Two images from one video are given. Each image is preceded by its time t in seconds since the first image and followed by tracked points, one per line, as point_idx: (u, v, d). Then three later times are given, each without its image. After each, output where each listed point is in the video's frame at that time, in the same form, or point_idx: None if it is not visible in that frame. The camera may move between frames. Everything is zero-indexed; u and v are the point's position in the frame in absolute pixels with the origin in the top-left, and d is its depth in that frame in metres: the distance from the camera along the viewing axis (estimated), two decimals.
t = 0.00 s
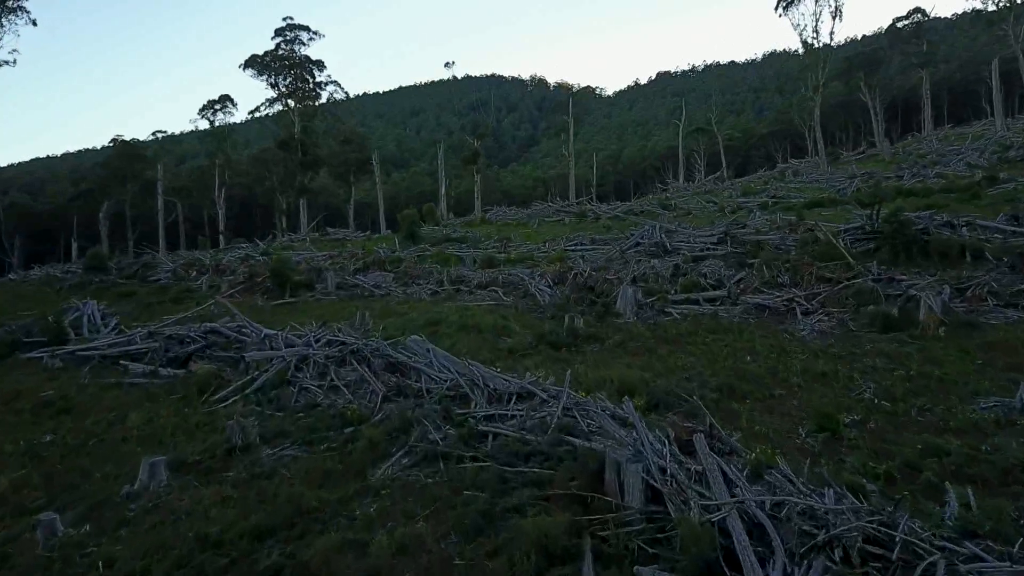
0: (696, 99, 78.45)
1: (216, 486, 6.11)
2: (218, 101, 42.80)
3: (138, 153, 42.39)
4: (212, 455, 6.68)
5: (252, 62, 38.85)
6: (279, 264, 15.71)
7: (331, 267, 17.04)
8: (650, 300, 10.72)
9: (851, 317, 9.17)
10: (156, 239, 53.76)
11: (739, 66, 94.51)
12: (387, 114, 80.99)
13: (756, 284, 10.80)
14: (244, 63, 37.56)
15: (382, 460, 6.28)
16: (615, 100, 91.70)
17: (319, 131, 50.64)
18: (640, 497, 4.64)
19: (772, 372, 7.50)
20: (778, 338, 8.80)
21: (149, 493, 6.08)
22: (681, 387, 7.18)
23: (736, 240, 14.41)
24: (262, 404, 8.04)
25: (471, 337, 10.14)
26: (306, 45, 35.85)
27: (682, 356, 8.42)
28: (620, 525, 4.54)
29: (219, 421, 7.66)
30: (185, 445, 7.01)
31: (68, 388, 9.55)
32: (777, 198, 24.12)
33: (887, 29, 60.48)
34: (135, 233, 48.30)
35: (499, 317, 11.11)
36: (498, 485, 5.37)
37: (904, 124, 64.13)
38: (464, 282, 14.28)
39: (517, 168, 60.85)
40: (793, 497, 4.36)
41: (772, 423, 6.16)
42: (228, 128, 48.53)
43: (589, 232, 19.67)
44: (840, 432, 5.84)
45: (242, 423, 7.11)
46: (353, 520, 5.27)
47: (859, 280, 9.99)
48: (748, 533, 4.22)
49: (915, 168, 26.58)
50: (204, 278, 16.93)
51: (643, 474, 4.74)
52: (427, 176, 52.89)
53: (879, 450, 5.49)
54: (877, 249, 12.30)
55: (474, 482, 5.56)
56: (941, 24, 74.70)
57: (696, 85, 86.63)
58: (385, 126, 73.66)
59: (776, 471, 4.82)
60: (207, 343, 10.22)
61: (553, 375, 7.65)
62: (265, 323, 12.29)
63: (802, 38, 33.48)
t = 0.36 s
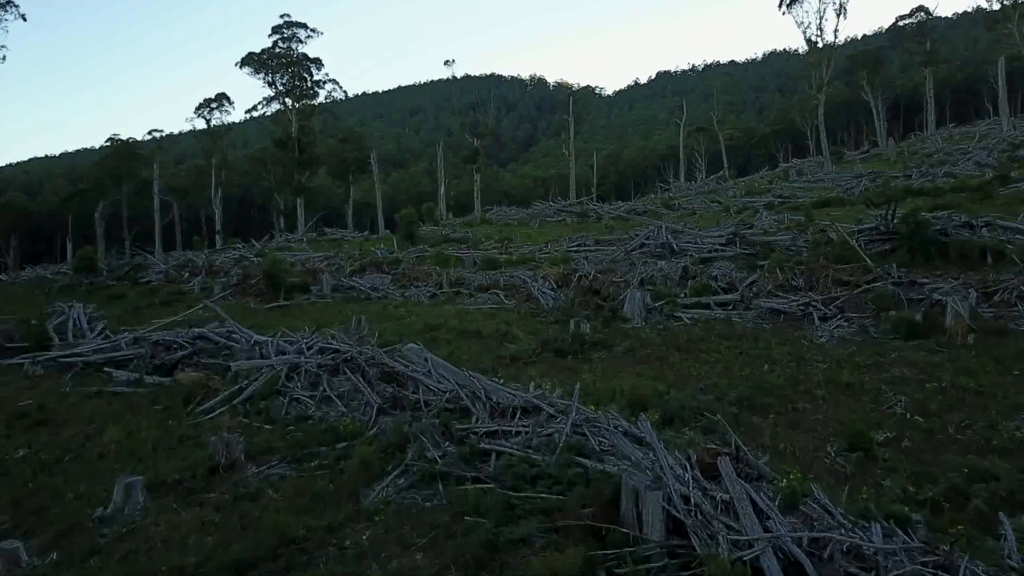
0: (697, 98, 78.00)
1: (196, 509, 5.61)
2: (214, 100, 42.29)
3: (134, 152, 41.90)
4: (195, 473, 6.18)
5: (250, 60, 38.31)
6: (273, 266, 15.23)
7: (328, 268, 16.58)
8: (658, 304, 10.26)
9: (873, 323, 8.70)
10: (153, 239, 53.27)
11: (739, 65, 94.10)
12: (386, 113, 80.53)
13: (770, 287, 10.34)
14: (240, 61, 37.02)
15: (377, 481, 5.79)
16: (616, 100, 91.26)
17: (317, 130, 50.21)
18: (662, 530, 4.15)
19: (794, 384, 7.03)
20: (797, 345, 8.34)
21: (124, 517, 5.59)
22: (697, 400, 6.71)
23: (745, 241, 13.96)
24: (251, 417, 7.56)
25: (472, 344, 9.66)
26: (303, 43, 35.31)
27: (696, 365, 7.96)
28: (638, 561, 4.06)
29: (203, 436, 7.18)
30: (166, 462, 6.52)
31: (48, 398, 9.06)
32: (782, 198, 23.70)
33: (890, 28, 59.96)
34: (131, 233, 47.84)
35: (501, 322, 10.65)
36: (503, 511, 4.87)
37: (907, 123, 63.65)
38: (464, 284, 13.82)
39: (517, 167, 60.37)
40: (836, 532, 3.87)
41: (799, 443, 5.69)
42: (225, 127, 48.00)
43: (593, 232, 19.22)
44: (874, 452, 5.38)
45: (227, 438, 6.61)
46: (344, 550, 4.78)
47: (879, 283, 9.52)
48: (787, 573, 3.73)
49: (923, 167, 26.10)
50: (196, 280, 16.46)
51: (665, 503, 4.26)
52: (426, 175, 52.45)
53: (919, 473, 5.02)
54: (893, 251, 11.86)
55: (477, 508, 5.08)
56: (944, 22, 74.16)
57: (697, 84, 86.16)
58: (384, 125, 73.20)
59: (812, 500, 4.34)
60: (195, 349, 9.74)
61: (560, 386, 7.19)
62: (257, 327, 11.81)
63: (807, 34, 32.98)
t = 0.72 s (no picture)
0: (698, 95, 77.47)
1: (172, 536, 5.13)
2: (211, 96, 41.74)
3: (130, 149, 41.38)
4: (173, 494, 5.70)
5: (246, 55, 37.73)
6: (267, 266, 14.74)
7: (324, 268, 16.12)
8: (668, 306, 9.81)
9: (897, 327, 8.24)
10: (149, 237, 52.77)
11: (740, 62, 93.56)
12: (385, 110, 80.00)
13: (784, 288, 9.89)
14: (237, 56, 36.45)
15: (371, 504, 5.32)
16: (616, 96, 90.73)
17: (315, 127, 49.69)
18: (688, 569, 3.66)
19: (818, 395, 6.55)
20: (818, 351, 7.87)
21: (92, 544, 5.11)
22: (716, 413, 6.24)
23: (755, 240, 13.51)
24: (238, 429, 7.09)
25: (473, 349, 9.18)
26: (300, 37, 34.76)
27: (712, 373, 7.49)
28: None
29: (186, 452, 6.70)
30: (143, 482, 6.04)
31: (25, 407, 8.56)
32: (789, 195, 23.24)
33: (893, 23, 59.40)
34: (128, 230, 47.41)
35: (503, 324, 10.19)
36: (508, 542, 4.39)
37: (909, 120, 63.16)
38: (464, 285, 13.36)
39: (517, 165, 59.87)
40: None
41: (830, 464, 5.23)
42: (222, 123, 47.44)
43: (596, 231, 18.75)
44: (914, 475, 4.92)
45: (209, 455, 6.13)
46: None
47: (901, 286, 9.07)
48: None
49: (931, 164, 25.64)
50: (189, 280, 16.00)
51: (691, 538, 3.78)
52: (426, 172, 51.95)
53: (967, 499, 4.58)
54: (911, 251, 11.40)
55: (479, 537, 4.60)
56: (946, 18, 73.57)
57: (698, 81, 85.61)
58: (383, 122, 72.64)
59: (856, 536, 3.88)
60: (182, 354, 9.25)
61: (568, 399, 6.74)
62: (248, 330, 11.35)
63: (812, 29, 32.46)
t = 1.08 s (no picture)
0: (699, 92, 76.94)
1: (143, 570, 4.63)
2: (206, 91, 41.18)
3: (126, 146, 40.85)
4: (148, 522, 5.20)
5: (242, 50, 37.15)
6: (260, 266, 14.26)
7: (319, 267, 15.64)
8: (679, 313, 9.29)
9: (925, 333, 7.77)
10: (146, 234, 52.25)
11: (741, 59, 92.99)
12: (384, 107, 79.46)
13: (801, 291, 9.42)
14: (233, 51, 35.87)
15: (365, 534, 4.82)
16: (616, 93, 90.22)
17: (313, 124, 49.16)
18: None
19: (847, 408, 6.07)
20: (842, 359, 7.40)
21: None
22: (737, 428, 5.76)
23: (767, 239, 13.05)
24: (222, 444, 6.61)
25: (474, 355, 8.71)
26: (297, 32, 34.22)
27: (731, 384, 7.01)
28: None
29: (165, 470, 6.22)
30: (117, 507, 5.54)
31: None
32: (796, 192, 22.78)
33: (896, 19, 58.83)
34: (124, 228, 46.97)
35: (506, 328, 9.72)
36: None
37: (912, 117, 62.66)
38: (465, 286, 12.89)
39: (517, 162, 59.37)
40: None
41: (869, 491, 4.76)
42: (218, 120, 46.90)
43: (600, 229, 18.29)
44: (965, 505, 4.47)
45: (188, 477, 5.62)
46: None
47: (927, 289, 8.59)
48: None
49: (941, 161, 25.16)
50: (181, 279, 15.54)
51: None
52: (424, 169, 51.43)
53: None
54: (932, 251, 10.95)
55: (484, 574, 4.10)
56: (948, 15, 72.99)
57: (699, 78, 85.04)
58: (381, 119, 72.09)
59: None
60: (167, 361, 8.74)
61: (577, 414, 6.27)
62: (239, 334, 10.87)
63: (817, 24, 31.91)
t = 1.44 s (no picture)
0: (701, 88, 76.29)
1: None
2: (202, 87, 40.60)
3: (121, 143, 40.31)
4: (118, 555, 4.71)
5: (239, 45, 36.54)
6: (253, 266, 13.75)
7: (315, 268, 15.13)
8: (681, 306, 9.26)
9: (956, 342, 7.29)
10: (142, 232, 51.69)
11: (742, 55, 92.33)
12: (383, 104, 78.81)
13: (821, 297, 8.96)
14: (229, 46, 35.26)
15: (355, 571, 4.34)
16: (616, 90, 89.60)
17: (311, 120, 48.60)
18: None
19: (881, 428, 5.59)
20: (869, 371, 6.92)
21: None
22: (764, 450, 5.27)
23: (779, 239, 12.58)
24: (204, 463, 6.12)
25: (475, 364, 8.22)
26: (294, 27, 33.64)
27: (752, 398, 6.52)
28: None
29: (141, 493, 5.72)
30: (85, 536, 5.05)
31: None
32: (803, 190, 22.31)
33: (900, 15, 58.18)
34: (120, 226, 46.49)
35: (510, 335, 9.23)
36: None
37: (915, 114, 62.11)
38: (466, 288, 12.42)
39: (517, 158, 58.82)
40: None
41: (916, 525, 4.29)
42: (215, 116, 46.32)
43: (605, 228, 17.82)
44: None
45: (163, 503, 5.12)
46: None
47: (955, 294, 8.12)
48: None
49: (950, 159, 24.66)
50: (173, 280, 15.05)
51: None
52: (423, 165, 50.89)
53: None
54: (954, 252, 10.48)
55: None
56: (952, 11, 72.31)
57: (700, 74, 84.37)
58: (380, 115, 71.50)
59: None
60: (150, 369, 8.25)
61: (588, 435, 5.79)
62: (229, 340, 10.36)
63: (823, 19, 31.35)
